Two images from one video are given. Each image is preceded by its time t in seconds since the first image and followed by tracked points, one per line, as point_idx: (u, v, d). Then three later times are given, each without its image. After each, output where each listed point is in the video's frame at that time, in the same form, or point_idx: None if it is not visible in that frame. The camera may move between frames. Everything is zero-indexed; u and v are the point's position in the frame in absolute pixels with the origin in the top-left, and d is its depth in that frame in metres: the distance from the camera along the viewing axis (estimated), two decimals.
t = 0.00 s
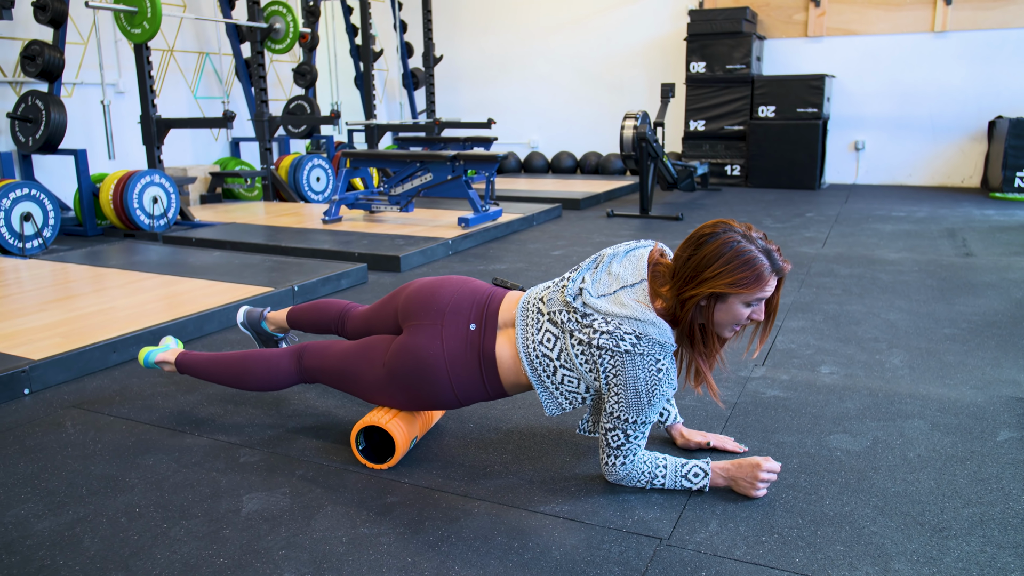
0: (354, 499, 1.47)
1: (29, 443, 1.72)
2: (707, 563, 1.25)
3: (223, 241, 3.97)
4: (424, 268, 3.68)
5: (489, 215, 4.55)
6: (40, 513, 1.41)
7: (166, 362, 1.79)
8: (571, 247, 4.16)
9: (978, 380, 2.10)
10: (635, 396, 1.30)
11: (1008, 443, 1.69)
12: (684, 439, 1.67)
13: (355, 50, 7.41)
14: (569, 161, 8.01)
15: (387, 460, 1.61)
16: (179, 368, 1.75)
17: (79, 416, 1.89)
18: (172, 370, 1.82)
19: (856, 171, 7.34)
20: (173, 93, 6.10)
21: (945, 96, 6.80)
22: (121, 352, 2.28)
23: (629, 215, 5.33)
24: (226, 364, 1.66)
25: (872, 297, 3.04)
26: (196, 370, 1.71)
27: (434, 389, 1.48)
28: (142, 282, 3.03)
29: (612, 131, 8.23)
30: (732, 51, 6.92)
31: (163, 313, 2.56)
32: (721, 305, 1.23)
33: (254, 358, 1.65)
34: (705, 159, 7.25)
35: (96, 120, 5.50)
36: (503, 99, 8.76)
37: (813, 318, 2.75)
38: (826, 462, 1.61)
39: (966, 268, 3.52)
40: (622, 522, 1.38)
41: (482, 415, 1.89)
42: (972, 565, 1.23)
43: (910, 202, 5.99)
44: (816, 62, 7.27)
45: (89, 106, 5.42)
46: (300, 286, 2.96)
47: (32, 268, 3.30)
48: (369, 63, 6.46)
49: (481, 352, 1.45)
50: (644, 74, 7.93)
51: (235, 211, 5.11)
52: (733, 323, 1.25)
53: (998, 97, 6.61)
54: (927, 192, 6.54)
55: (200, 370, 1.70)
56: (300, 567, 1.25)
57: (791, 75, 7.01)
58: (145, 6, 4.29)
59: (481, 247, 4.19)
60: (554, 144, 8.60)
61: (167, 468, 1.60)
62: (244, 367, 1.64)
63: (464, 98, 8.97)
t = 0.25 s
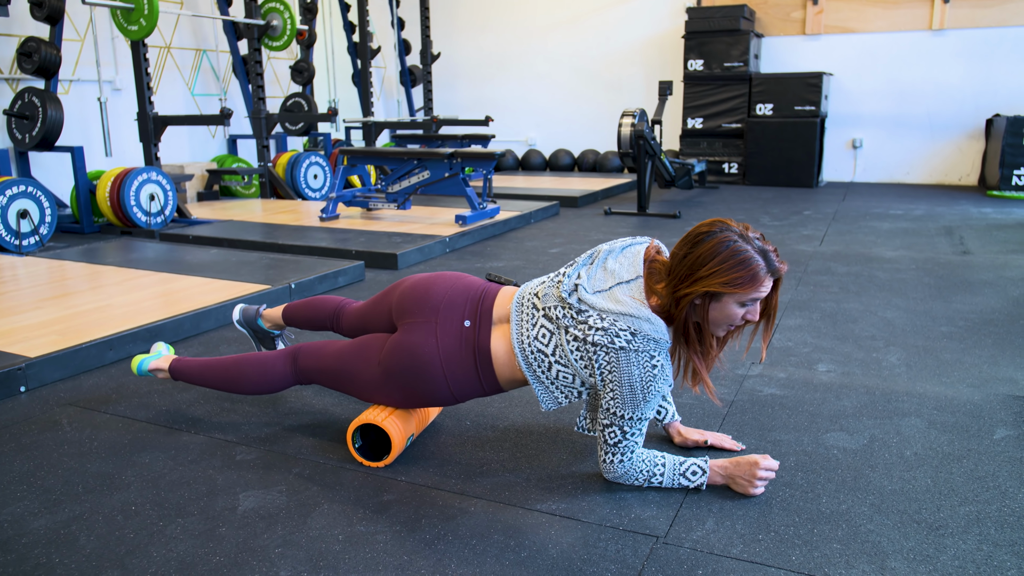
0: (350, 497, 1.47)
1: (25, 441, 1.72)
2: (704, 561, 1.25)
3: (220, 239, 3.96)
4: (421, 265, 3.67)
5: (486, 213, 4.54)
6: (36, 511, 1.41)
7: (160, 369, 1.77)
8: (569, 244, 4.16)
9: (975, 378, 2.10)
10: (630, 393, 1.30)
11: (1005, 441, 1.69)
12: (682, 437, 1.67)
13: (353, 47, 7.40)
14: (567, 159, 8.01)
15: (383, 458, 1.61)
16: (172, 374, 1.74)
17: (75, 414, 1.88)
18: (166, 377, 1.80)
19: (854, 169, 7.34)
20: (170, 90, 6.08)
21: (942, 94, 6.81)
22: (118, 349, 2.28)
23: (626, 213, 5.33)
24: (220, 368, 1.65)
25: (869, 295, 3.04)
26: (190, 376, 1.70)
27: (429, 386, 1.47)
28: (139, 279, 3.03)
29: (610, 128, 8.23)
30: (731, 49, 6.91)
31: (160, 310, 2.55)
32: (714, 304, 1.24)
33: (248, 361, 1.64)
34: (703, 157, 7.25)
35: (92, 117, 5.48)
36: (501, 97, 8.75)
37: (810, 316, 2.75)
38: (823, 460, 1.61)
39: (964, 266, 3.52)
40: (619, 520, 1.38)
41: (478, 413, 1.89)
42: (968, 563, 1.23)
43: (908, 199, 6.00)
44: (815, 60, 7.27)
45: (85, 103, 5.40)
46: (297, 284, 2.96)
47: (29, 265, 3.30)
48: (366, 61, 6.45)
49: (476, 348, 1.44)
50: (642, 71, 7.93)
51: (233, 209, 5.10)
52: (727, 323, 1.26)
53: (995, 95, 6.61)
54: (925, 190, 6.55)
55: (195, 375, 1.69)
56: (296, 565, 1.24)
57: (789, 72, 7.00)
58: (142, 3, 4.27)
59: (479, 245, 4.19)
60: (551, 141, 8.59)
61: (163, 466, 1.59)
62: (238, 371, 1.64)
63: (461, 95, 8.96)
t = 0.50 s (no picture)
0: (350, 491, 1.47)
1: (26, 436, 1.72)
2: (703, 555, 1.25)
3: (220, 234, 3.96)
4: (421, 261, 3.67)
5: (486, 208, 4.54)
6: (37, 506, 1.41)
7: (150, 368, 1.78)
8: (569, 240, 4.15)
9: (976, 372, 2.10)
10: (614, 385, 1.30)
11: (1006, 436, 1.69)
12: (682, 433, 1.67)
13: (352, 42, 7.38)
14: (567, 154, 8.00)
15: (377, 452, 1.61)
16: (161, 372, 1.75)
17: (76, 409, 1.88)
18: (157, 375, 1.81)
19: (855, 164, 7.33)
20: (170, 86, 6.07)
21: (943, 89, 6.79)
22: (118, 345, 2.28)
23: (627, 208, 5.32)
24: (208, 365, 1.66)
25: (869, 290, 3.04)
26: (179, 374, 1.70)
27: (412, 380, 1.48)
28: (139, 275, 3.03)
29: (611, 124, 8.22)
30: (731, 44, 6.90)
31: (160, 306, 2.55)
32: (694, 298, 1.22)
33: (235, 358, 1.65)
34: (704, 152, 7.24)
35: (92, 113, 5.48)
36: (501, 92, 8.74)
37: (811, 311, 2.75)
38: (823, 455, 1.61)
39: (964, 262, 3.51)
40: (618, 514, 1.38)
41: (478, 408, 1.89)
42: (969, 558, 1.23)
43: (909, 195, 5.99)
44: (815, 55, 7.26)
45: (85, 99, 5.39)
46: (297, 279, 2.95)
47: (29, 261, 3.30)
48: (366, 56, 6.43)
49: (458, 342, 1.45)
50: (643, 67, 7.91)
51: (233, 205, 5.09)
52: (707, 317, 1.25)
53: (996, 90, 6.60)
54: (926, 185, 6.54)
55: (182, 373, 1.70)
56: (296, 559, 1.24)
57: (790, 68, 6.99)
58: None
59: (479, 241, 4.18)
60: (552, 137, 8.58)
61: (163, 461, 1.59)
62: (226, 367, 1.64)
63: (461, 91, 8.94)
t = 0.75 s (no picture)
0: (352, 490, 1.47)
1: (29, 435, 1.72)
2: (706, 554, 1.25)
3: (222, 233, 3.96)
4: (423, 259, 3.67)
5: (488, 207, 4.54)
6: (40, 504, 1.41)
7: (142, 367, 1.79)
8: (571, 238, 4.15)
9: (979, 371, 2.09)
10: (600, 383, 1.30)
11: (1009, 435, 1.68)
12: (683, 432, 1.66)
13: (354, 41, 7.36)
14: (569, 153, 7.99)
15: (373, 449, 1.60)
16: (153, 373, 1.76)
17: (79, 408, 1.88)
18: (149, 375, 1.82)
19: (857, 163, 7.32)
20: (172, 85, 6.07)
21: (946, 87, 6.78)
22: (120, 343, 2.28)
23: (629, 206, 5.32)
24: (199, 364, 1.67)
25: (872, 289, 3.03)
26: (169, 373, 1.71)
27: (394, 377, 1.48)
28: (142, 273, 3.03)
29: (612, 122, 8.21)
30: (733, 42, 6.89)
31: (162, 304, 2.55)
32: (671, 298, 1.22)
33: (225, 357, 1.66)
34: (705, 151, 7.23)
35: (95, 111, 5.48)
36: (503, 91, 8.73)
37: (813, 309, 2.75)
38: (826, 454, 1.60)
39: (967, 260, 3.51)
40: (622, 514, 1.38)
41: (480, 407, 1.89)
42: (972, 557, 1.23)
43: (911, 193, 5.98)
44: (817, 53, 7.24)
45: (87, 97, 5.39)
46: (299, 278, 2.95)
47: (32, 259, 3.30)
48: (368, 55, 6.43)
49: (439, 339, 1.45)
50: (645, 65, 7.90)
51: (235, 203, 5.09)
52: (682, 318, 1.24)
53: (999, 87, 6.58)
54: (928, 183, 6.53)
55: (173, 372, 1.70)
56: (299, 558, 1.24)
57: (792, 66, 6.97)
58: None
59: (481, 239, 4.18)
60: (553, 135, 8.57)
61: (165, 459, 1.59)
62: (214, 367, 1.65)
63: (463, 89, 8.93)
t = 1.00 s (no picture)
0: (357, 493, 1.47)
1: (35, 436, 1.72)
2: (713, 559, 1.25)
3: (228, 235, 3.97)
4: (428, 262, 3.67)
5: (493, 209, 4.54)
6: (46, 506, 1.41)
7: (145, 367, 1.79)
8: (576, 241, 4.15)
9: (987, 375, 2.08)
10: (598, 387, 1.29)
11: (1018, 440, 1.67)
12: (689, 435, 1.66)
13: (360, 44, 7.38)
14: (574, 155, 7.99)
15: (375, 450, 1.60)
16: (157, 373, 1.76)
17: (85, 409, 1.89)
18: (153, 374, 1.82)
19: (863, 165, 7.29)
20: (178, 87, 6.09)
21: (952, 89, 6.75)
22: (126, 346, 2.28)
23: (634, 209, 5.31)
24: (202, 365, 1.67)
25: (879, 292, 3.02)
26: (172, 373, 1.72)
27: (393, 379, 1.48)
28: (148, 275, 3.03)
29: (617, 125, 8.21)
30: (739, 45, 6.88)
31: (168, 306, 2.55)
32: (666, 301, 1.22)
33: (227, 358, 1.66)
34: (711, 153, 7.22)
35: (101, 114, 5.50)
36: (508, 93, 8.74)
37: (820, 313, 2.73)
38: (833, 458, 1.60)
39: (975, 263, 3.49)
40: (628, 517, 1.37)
41: (485, 410, 1.88)
42: (981, 563, 1.22)
43: (918, 195, 5.96)
44: (823, 55, 7.22)
45: (94, 100, 5.42)
46: (305, 280, 2.96)
47: (39, 261, 3.31)
48: (374, 57, 6.44)
49: (439, 340, 1.45)
50: (650, 67, 7.90)
51: (240, 205, 5.11)
52: (678, 322, 1.24)
53: (1007, 90, 6.55)
54: (935, 186, 6.51)
55: (175, 371, 1.71)
56: (304, 561, 1.24)
57: (798, 68, 6.96)
58: None
59: (486, 242, 4.18)
60: (559, 137, 8.57)
61: (171, 461, 1.60)
62: (217, 368, 1.65)
63: (468, 92, 8.94)
